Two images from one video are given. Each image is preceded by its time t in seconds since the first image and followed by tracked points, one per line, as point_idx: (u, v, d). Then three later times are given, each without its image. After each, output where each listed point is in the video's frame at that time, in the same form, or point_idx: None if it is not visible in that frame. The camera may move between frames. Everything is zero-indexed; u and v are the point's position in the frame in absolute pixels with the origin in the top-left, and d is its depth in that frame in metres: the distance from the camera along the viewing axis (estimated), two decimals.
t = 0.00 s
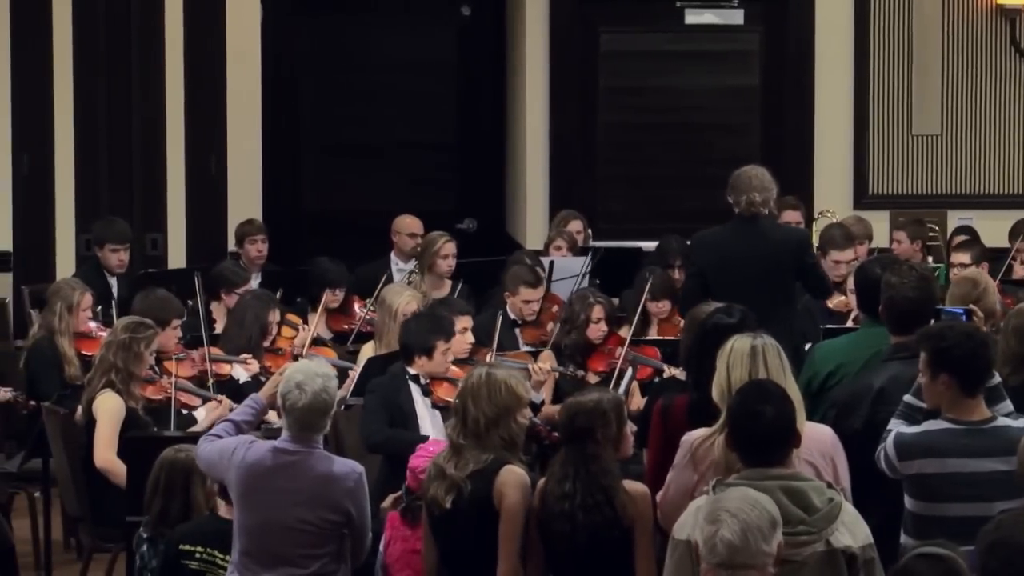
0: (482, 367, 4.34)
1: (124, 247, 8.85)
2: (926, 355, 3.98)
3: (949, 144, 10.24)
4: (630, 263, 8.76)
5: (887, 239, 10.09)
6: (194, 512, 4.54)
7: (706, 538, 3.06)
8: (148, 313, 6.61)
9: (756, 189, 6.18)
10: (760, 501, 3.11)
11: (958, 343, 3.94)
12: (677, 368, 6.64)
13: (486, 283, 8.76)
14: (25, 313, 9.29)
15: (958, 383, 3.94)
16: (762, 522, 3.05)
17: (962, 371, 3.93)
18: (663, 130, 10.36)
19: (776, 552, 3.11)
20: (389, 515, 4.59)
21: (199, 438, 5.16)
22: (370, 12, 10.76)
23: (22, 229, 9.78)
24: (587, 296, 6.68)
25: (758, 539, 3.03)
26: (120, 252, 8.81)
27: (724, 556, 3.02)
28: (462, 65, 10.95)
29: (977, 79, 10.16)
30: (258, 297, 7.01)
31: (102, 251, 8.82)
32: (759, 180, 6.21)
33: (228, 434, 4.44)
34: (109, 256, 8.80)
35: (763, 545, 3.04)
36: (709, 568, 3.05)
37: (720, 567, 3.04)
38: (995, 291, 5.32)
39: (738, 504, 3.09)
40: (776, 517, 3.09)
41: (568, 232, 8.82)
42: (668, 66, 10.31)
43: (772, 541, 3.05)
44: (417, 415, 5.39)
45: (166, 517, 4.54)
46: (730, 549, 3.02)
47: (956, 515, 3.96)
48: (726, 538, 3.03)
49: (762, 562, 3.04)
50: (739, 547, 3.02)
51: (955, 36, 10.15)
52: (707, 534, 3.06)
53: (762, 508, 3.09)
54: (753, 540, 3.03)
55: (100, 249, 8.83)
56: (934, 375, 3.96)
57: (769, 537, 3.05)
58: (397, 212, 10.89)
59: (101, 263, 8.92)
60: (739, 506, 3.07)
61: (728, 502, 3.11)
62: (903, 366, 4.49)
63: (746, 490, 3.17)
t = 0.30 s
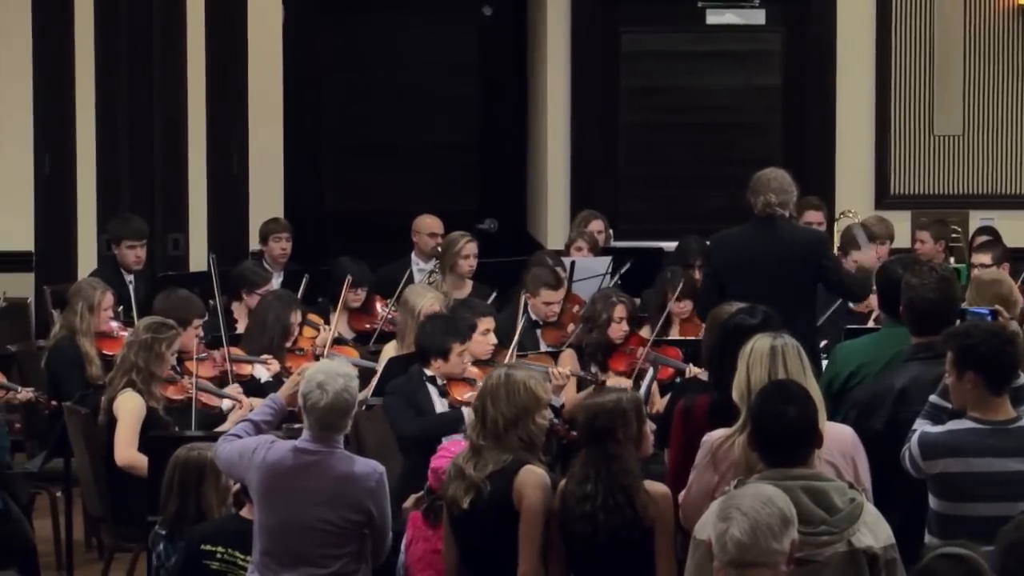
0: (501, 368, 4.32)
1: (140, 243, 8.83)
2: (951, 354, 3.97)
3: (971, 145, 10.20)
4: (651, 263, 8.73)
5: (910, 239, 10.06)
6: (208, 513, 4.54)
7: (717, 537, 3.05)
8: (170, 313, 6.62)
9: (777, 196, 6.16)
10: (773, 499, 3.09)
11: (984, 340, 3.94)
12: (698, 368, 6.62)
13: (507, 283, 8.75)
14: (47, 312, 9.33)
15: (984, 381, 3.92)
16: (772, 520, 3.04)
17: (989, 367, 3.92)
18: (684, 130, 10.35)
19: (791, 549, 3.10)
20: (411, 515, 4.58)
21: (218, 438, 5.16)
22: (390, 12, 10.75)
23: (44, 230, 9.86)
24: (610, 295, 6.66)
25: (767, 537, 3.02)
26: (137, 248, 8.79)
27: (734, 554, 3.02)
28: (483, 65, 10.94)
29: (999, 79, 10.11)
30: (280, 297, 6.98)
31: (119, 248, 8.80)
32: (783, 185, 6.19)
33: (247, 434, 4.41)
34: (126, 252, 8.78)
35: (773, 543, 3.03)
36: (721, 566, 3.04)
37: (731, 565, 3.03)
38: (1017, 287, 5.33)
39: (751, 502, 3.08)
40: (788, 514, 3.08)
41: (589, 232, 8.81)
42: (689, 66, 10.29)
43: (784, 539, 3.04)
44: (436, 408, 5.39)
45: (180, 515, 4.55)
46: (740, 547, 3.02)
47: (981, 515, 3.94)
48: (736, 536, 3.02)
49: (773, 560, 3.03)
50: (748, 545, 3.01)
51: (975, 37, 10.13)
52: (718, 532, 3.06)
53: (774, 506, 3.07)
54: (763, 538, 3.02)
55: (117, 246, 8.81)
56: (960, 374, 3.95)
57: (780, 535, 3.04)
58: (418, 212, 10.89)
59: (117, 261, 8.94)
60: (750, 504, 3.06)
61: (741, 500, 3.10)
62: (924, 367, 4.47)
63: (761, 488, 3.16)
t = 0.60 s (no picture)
0: (522, 369, 4.32)
1: (156, 239, 8.86)
2: (970, 355, 3.96)
3: (994, 144, 10.19)
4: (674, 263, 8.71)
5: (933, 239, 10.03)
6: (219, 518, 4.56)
7: (746, 538, 3.06)
8: (192, 313, 6.63)
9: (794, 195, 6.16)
10: (802, 500, 3.07)
11: (1002, 341, 3.93)
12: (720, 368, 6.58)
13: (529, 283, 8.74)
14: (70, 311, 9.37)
15: (1002, 382, 3.90)
16: (801, 522, 3.04)
17: (1007, 367, 3.90)
18: (706, 130, 10.32)
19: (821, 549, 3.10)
20: (435, 515, 4.58)
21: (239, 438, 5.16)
22: (412, 13, 10.76)
23: (66, 230, 9.90)
24: (636, 294, 6.74)
25: (794, 539, 3.02)
26: (153, 245, 8.82)
27: (761, 556, 3.03)
28: (505, 65, 10.94)
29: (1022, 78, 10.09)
30: (299, 297, 6.96)
31: (134, 245, 8.83)
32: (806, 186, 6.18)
33: (267, 434, 4.41)
34: (141, 249, 8.82)
35: (802, 545, 3.03)
36: (750, 567, 3.06)
37: (759, 567, 3.04)
38: None
39: (779, 503, 3.07)
40: (818, 515, 3.07)
41: (610, 232, 8.79)
42: (711, 66, 10.28)
43: (813, 541, 3.04)
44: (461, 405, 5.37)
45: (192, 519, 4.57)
46: (768, 550, 3.03)
47: (1000, 516, 3.91)
48: (763, 538, 3.03)
49: (801, 562, 3.03)
50: (775, 547, 3.02)
51: (999, 39, 10.13)
52: (747, 533, 3.07)
53: (804, 507, 3.06)
54: (790, 540, 3.02)
55: (133, 243, 8.85)
56: (978, 374, 3.93)
57: (808, 537, 3.03)
58: (439, 212, 10.88)
59: (133, 258, 8.95)
60: (778, 506, 3.05)
61: (771, 501, 3.09)
62: (946, 368, 4.45)
63: (795, 486, 3.16)
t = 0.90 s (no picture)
0: (546, 368, 4.31)
1: (174, 237, 8.90)
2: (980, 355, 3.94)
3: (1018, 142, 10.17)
4: (698, 263, 8.69)
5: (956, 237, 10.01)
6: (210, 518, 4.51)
7: (790, 540, 3.08)
8: (215, 312, 6.65)
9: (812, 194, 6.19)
10: (847, 501, 3.09)
11: (1009, 342, 3.89)
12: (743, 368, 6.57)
13: (552, 282, 8.74)
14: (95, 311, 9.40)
15: (1008, 384, 3.88)
16: (845, 524, 3.05)
17: (1015, 369, 3.87)
18: (729, 130, 10.31)
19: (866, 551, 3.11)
20: (467, 512, 4.56)
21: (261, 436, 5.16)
22: (436, 12, 10.76)
23: (90, 230, 9.94)
24: (656, 293, 6.69)
25: (839, 541, 3.04)
26: (171, 243, 8.85)
27: (805, 556, 3.05)
28: (528, 65, 10.94)
29: None
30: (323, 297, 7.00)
31: (152, 243, 8.87)
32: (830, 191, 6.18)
33: (288, 434, 4.39)
34: (160, 247, 8.85)
35: (846, 547, 3.04)
36: (795, 568, 3.08)
37: (804, 568, 3.07)
38: None
39: (824, 504, 3.09)
40: (863, 517, 3.08)
41: (634, 231, 8.79)
42: (735, 65, 10.27)
43: (857, 543, 3.05)
44: (480, 409, 5.34)
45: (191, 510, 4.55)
46: (811, 551, 3.05)
47: (1012, 517, 3.88)
48: (807, 539, 3.05)
49: (846, 564, 3.05)
50: (819, 549, 3.04)
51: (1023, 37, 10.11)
52: (791, 534, 3.08)
53: (848, 509, 3.07)
54: (833, 541, 3.04)
55: (151, 241, 8.88)
56: (986, 375, 3.91)
57: (852, 539, 3.05)
58: (462, 212, 10.88)
59: (153, 257, 8.97)
60: (822, 507, 3.07)
61: (817, 501, 3.11)
62: (969, 367, 4.44)
63: (842, 488, 3.17)
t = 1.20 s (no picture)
0: (564, 368, 4.33)
1: (197, 238, 8.90)
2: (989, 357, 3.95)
3: None
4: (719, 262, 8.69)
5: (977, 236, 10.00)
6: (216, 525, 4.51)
7: (831, 541, 3.05)
8: (236, 311, 6.66)
9: (821, 190, 6.35)
10: (888, 504, 3.07)
11: (1007, 343, 3.90)
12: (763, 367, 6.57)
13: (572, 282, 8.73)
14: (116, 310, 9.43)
15: (1012, 386, 3.89)
16: (886, 526, 3.03)
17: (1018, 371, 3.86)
18: (750, 129, 10.31)
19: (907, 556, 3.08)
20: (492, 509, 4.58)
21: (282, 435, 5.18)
22: (456, 11, 10.78)
23: (110, 230, 9.97)
24: (675, 293, 6.70)
25: (880, 544, 3.01)
26: (193, 243, 8.86)
27: (846, 558, 3.02)
28: (549, 64, 10.94)
29: None
30: (341, 295, 7.02)
31: (175, 243, 8.88)
32: (836, 187, 6.28)
33: (308, 433, 4.39)
34: (182, 247, 8.86)
35: (885, 550, 3.01)
36: (836, 570, 3.05)
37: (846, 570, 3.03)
38: None
39: (865, 507, 3.07)
40: (903, 519, 3.06)
41: (655, 231, 8.79)
42: (755, 65, 10.27)
43: (898, 546, 3.02)
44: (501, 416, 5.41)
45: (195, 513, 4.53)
46: (853, 553, 3.02)
47: None
48: (847, 541, 3.02)
49: (886, 567, 3.02)
50: (860, 552, 3.01)
51: None
52: (831, 536, 3.06)
53: (889, 512, 3.05)
54: (875, 543, 3.01)
55: (173, 240, 8.90)
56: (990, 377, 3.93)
57: (894, 542, 3.02)
58: (483, 211, 10.88)
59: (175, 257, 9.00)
60: (863, 509, 3.05)
61: (857, 504, 3.09)
62: (986, 367, 4.44)
63: (884, 492, 3.15)
